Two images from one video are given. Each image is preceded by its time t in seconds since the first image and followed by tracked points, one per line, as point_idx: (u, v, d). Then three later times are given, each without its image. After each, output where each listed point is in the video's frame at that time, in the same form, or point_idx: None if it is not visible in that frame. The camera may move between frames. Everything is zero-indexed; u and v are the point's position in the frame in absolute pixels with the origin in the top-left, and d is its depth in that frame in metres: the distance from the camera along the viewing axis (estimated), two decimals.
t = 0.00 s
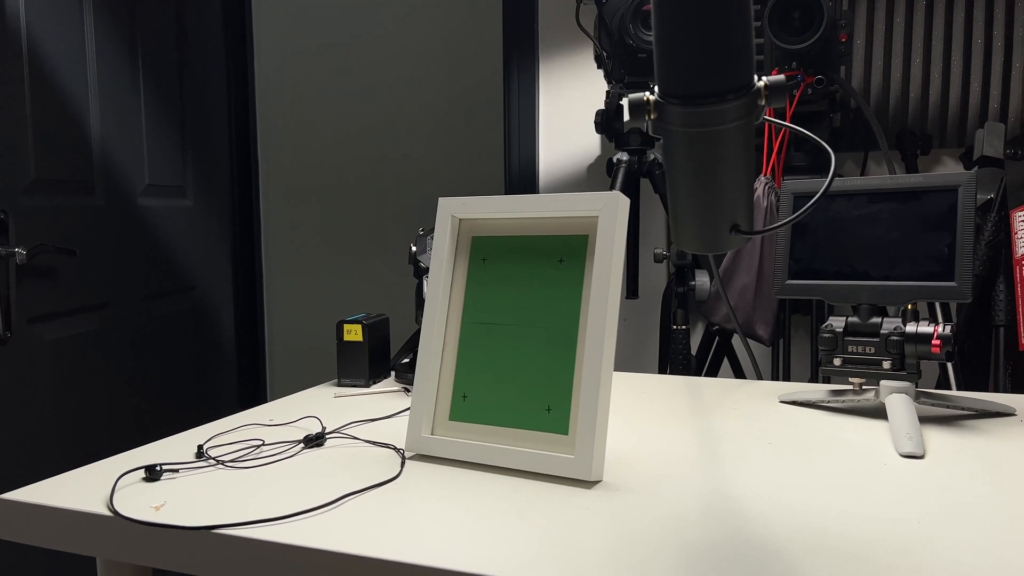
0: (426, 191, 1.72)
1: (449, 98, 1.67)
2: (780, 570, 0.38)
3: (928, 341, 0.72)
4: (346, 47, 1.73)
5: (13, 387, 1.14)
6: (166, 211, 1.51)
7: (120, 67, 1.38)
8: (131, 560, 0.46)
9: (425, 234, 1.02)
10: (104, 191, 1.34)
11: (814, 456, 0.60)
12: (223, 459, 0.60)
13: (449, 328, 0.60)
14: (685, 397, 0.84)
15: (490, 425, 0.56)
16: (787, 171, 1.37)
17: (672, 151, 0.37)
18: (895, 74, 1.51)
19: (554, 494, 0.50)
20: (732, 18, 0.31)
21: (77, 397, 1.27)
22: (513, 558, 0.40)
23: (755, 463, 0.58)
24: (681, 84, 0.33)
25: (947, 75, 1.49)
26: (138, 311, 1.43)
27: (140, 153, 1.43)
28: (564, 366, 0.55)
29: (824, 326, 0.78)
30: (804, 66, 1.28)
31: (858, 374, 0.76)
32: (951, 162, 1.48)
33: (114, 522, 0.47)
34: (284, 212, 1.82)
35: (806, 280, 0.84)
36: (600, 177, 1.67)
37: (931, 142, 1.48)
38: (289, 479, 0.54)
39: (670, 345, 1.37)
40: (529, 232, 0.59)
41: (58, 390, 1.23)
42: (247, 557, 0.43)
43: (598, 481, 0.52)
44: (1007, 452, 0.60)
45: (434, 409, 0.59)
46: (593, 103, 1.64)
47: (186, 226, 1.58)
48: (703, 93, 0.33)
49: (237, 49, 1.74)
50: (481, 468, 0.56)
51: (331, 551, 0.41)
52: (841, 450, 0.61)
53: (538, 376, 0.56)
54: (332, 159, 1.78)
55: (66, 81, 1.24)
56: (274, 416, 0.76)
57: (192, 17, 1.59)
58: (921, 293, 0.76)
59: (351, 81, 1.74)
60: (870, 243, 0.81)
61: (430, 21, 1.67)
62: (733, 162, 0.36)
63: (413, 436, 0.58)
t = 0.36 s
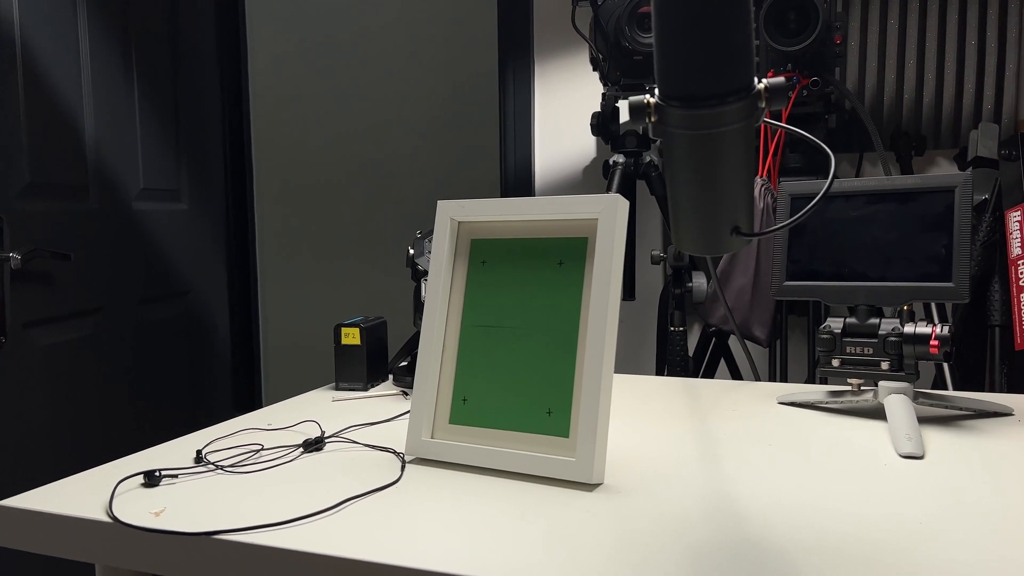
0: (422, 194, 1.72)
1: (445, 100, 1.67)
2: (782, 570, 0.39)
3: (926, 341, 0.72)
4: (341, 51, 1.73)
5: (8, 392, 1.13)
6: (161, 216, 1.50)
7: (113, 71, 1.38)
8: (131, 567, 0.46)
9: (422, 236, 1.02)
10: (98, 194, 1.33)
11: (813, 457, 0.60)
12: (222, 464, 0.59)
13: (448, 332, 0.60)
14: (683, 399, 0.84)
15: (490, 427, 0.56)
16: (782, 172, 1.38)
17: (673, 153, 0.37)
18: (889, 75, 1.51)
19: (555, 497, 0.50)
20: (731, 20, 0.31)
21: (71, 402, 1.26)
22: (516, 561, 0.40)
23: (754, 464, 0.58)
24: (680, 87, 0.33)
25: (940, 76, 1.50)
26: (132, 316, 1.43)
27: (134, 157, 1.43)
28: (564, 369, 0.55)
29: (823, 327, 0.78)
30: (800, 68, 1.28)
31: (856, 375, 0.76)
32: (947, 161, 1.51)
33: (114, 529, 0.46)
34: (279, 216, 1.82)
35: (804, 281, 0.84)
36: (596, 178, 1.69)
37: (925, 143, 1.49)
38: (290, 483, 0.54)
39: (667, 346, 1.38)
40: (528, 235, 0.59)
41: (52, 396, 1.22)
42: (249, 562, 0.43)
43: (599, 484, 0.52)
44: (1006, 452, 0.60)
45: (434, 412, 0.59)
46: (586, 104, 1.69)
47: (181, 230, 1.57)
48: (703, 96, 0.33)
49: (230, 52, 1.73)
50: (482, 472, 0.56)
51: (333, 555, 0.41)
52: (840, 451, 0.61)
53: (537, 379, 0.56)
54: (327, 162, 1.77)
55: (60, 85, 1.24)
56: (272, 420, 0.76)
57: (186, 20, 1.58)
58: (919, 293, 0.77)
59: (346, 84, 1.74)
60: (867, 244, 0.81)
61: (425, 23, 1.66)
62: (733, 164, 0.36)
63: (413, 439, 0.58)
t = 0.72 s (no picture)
0: (416, 199, 1.71)
1: (438, 106, 1.68)
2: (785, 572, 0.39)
3: (922, 345, 0.72)
4: (334, 57, 1.73)
5: None
6: (153, 222, 1.50)
7: (105, 77, 1.37)
8: None
9: (418, 242, 1.02)
10: (89, 200, 1.33)
11: (812, 461, 0.60)
12: (220, 472, 0.59)
13: (447, 338, 0.60)
14: (679, 403, 0.84)
15: (490, 433, 0.56)
16: (775, 177, 1.39)
17: (674, 159, 0.37)
18: (879, 80, 1.53)
19: (556, 503, 0.50)
20: (732, 26, 0.32)
21: (61, 411, 1.25)
22: (520, 567, 0.40)
23: (753, 469, 0.58)
24: (681, 93, 0.34)
25: (930, 82, 1.51)
26: (124, 323, 1.42)
27: (125, 162, 1.43)
28: (564, 374, 0.55)
29: (820, 332, 0.79)
30: (793, 74, 1.29)
31: (853, 379, 0.77)
32: (938, 167, 1.53)
33: (111, 538, 0.46)
34: (272, 222, 1.81)
35: (800, 286, 0.84)
36: (590, 184, 1.70)
37: (916, 149, 1.50)
38: (289, 491, 0.54)
39: (661, 351, 1.38)
40: (527, 241, 0.59)
41: (43, 404, 1.21)
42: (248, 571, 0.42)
43: (599, 489, 0.52)
44: (1002, 455, 0.60)
45: (433, 419, 0.59)
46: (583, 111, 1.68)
47: (172, 237, 1.56)
48: (704, 102, 0.34)
49: (221, 58, 1.73)
50: (482, 478, 0.56)
51: (335, 563, 0.41)
52: (837, 455, 0.61)
53: (537, 385, 0.56)
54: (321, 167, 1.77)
55: (51, 90, 1.23)
56: (268, 428, 0.75)
57: (177, 26, 1.58)
58: (915, 298, 0.77)
59: (339, 90, 1.73)
60: (862, 249, 0.82)
61: (417, 29, 1.67)
62: (734, 170, 0.36)
63: (412, 446, 0.58)
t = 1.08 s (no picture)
0: (402, 208, 1.71)
1: (424, 116, 1.68)
2: None
3: (907, 354, 0.73)
4: (320, 65, 1.72)
5: None
6: (135, 231, 1.48)
7: (86, 86, 1.36)
8: None
9: (404, 252, 1.01)
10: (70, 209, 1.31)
11: (800, 470, 0.60)
12: (205, 485, 0.58)
13: (436, 348, 0.60)
14: (667, 412, 0.84)
15: (479, 444, 0.56)
16: (759, 187, 1.40)
17: (664, 169, 0.37)
18: (860, 91, 1.55)
19: (547, 514, 0.49)
20: (723, 38, 0.32)
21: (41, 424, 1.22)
22: None
23: (742, 478, 0.58)
24: (670, 104, 0.34)
25: (911, 92, 1.54)
26: (105, 333, 1.39)
27: (107, 170, 1.41)
28: (554, 384, 0.55)
29: (806, 340, 0.79)
30: (777, 84, 1.31)
31: (840, 387, 0.77)
32: (919, 176, 1.56)
33: (94, 554, 0.45)
34: (256, 231, 1.80)
35: (786, 294, 0.85)
36: (575, 193, 1.70)
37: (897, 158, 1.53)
38: (277, 504, 0.53)
39: (648, 359, 1.38)
40: (516, 250, 0.59)
41: (22, 417, 1.19)
42: None
43: (591, 500, 0.52)
44: (987, 462, 0.61)
45: (422, 430, 0.58)
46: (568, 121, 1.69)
47: (154, 246, 1.54)
48: (693, 112, 0.34)
49: (202, 67, 1.72)
50: (472, 489, 0.55)
51: None
52: (826, 463, 0.62)
53: (527, 395, 0.55)
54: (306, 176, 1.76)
55: (32, 99, 1.21)
56: (254, 440, 0.74)
57: (160, 34, 1.57)
58: (900, 306, 0.78)
59: (325, 99, 1.73)
60: (847, 258, 0.83)
61: (403, 39, 1.67)
62: (724, 180, 0.37)
63: (401, 458, 0.57)
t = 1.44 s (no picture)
0: (392, 207, 1.70)
1: (414, 114, 1.67)
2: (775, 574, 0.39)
3: (898, 351, 0.73)
4: (309, 63, 1.71)
5: None
6: (121, 230, 1.46)
7: (72, 84, 1.34)
8: None
9: (396, 250, 1.01)
10: (54, 207, 1.29)
11: (792, 467, 0.60)
12: (196, 483, 0.57)
13: (428, 345, 0.60)
14: (659, 411, 0.84)
15: (472, 442, 0.56)
16: (749, 187, 1.41)
17: (660, 164, 0.37)
18: (848, 92, 1.57)
19: (541, 511, 0.49)
20: (720, 32, 0.32)
21: (23, 426, 1.21)
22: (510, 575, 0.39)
23: (735, 474, 0.58)
24: (668, 98, 0.34)
25: (898, 94, 1.55)
26: (89, 333, 1.38)
27: (92, 168, 1.39)
28: (547, 380, 0.54)
29: (797, 338, 0.80)
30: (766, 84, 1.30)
31: (831, 386, 0.78)
32: (905, 178, 1.57)
33: (83, 553, 0.44)
34: (244, 230, 1.78)
35: (777, 293, 0.85)
36: (565, 192, 1.71)
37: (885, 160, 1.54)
38: (268, 502, 0.52)
39: (639, 358, 1.39)
40: (509, 247, 0.59)
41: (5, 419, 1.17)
42: None
43: (584, 496, 0.52)
44: (977, 459, 0.62)
45: (414, 427, 0.58)
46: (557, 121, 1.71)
47: (140, 246, 1.53)
48: (690, 106, 0.34)
49: (189, 64, 1.70)
50: (464, 486, 0.55)
51: (318, 575, 0.39)
52: (817, 461, 0.62)
53: (520, 392, 0.55)
54: (295, 174, 1.75)
55: (16, 95, 1.20)
56: (244, 438, 0.74)
57: (146, 31, 1.55)
58: (890, 305, 0.78)
59: (315, 96, 1.72)
60: (839, 257, 0.83)
61: (393, 36, 1.66)
62: (720, 175, 0.36)
63: (394, 455, 0.57)
